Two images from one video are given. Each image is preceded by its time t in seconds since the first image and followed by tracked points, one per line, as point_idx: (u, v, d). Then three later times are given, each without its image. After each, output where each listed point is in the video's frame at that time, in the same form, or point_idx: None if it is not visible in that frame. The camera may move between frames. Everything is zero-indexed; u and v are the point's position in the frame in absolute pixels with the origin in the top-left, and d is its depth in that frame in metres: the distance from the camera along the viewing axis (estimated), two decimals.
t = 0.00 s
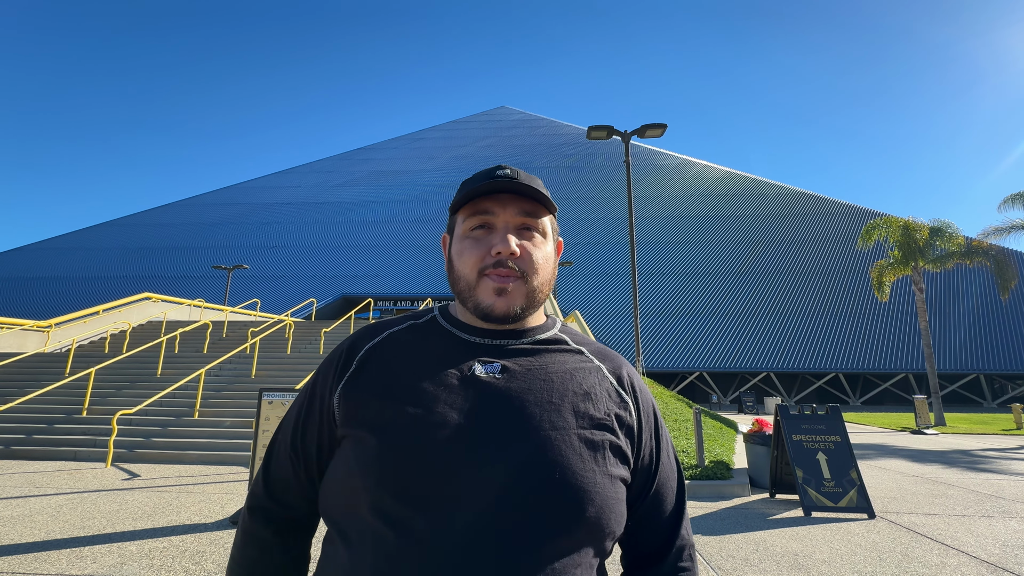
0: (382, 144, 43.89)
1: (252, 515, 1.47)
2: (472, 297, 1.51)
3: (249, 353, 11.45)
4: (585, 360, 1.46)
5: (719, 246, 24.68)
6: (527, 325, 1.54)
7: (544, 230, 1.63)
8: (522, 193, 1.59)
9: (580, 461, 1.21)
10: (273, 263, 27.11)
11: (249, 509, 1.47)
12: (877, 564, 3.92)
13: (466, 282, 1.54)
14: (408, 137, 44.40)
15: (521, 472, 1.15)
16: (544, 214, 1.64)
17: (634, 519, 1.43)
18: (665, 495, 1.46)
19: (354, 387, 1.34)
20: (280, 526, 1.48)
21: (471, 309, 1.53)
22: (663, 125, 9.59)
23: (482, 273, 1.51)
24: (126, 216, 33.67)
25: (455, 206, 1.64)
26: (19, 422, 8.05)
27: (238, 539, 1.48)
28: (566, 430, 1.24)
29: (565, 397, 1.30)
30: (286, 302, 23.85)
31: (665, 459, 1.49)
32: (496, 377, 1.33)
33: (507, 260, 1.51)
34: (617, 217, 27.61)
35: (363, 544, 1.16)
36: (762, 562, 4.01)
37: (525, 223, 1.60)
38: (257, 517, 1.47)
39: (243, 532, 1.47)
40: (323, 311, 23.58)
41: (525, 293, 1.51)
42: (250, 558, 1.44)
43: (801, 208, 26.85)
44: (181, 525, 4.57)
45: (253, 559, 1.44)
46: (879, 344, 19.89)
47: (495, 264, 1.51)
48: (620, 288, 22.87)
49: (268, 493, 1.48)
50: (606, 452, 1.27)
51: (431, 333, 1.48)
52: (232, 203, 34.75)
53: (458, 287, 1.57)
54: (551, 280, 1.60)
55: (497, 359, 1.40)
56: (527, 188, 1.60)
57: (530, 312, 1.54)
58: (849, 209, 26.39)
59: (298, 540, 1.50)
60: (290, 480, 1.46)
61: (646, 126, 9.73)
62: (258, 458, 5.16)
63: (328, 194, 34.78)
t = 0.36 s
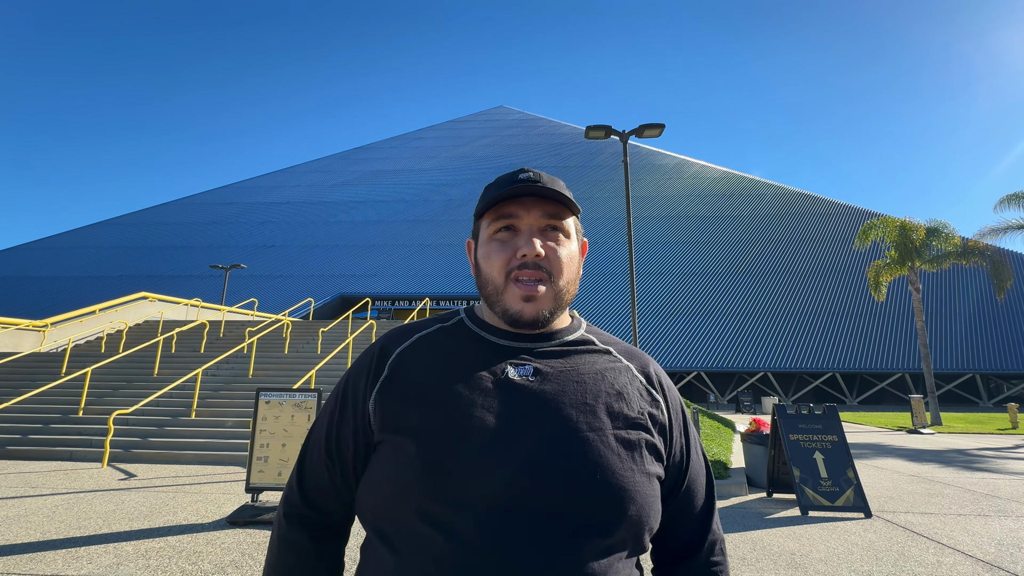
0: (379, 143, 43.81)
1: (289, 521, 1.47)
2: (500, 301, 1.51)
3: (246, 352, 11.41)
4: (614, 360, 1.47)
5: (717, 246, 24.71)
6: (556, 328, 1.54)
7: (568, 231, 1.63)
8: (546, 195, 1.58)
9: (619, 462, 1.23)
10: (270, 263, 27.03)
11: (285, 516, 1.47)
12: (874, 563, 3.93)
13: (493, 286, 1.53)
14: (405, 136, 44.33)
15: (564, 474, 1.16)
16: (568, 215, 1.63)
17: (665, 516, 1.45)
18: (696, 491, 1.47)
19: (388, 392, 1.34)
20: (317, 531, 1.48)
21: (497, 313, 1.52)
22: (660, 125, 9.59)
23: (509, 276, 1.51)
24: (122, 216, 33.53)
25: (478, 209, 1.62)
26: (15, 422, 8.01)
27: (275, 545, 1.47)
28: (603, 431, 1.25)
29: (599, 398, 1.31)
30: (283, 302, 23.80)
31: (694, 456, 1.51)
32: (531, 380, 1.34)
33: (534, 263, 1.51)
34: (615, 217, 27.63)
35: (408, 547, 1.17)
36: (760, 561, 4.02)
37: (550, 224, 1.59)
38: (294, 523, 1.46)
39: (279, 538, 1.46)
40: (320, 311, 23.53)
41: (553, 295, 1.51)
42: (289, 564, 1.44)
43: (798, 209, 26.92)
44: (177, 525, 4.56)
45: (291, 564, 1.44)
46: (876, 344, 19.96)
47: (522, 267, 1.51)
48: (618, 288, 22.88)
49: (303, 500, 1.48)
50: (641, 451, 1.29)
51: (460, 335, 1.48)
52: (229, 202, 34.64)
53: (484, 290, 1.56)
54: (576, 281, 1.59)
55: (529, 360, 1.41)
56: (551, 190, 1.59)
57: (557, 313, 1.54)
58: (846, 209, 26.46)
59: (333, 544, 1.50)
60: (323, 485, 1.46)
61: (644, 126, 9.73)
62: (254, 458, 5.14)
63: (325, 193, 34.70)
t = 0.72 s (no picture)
0: (377, 142, 43.73)
1: (307, 519, 1.47)
2: (518, 302, 1.50)
3: (244, 352, 11.38)
4: (625, 363, 1.47)
5: (715, 246, 24.77)
6: (570, 331, 1.54)
7: (583, 235, 1.63)
8: (564, 201, 1.59)
9: (634, 461, 1.23)
10: (268, 262, 26.95)
11: (303, 513, 1.47)
12: (871, 562, 3.95)
13: (511, 287, 1.52)
14: (403, 136, 44.28)
15: (581, 473, 1.17)
16: (583, 222, 1.65)
17: (674, 516, 1.45)
18: (704, 492, 1.48)
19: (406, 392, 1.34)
20: (334, 528, 1.48)
21: (514, 314, 1.52)
22: (658, 125, 9.60)
23: (528, 278, 1.51)
24: (118, 215, 33.38)
25: (496, 213, 1.62)
26: (11, 422, 7.96)
27: (291, 543, 1.47)
28: (619, 431, 1.26)
29: (613, 399, 1.31)
30: (280, 302, 23.72)
31: (702, 458, 1.51)
32: (546, 381, 1.34)
33: (553, 266, 1.52)
34: (613, 217, 27.66)
35: (426, 543, 1.18)
36: (757, 561, 4.03)
37: (567, 229, 1.60)
38: (311, 520, 1.46)
39: (297, 536, 1.46)
40: (318, 310, 23.48)
41: (570, 297, 1.51)
42: (305, 562, 1.44)
43: (796, 209, 26.97)
44: (174, 525, 4.54)
45: (307, 562, 1.44)
46: (873, 344, 20.04)
47: (542, 270, 1.51)
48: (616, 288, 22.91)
49: (321, 498, 1.48)
50: (654, 451, 1.29)
51: (476, 337, 1.47)
52: (226, 201, 34.51)
53: (501, 292, 1.55)
54: (592, 283, 1.59)
55: (544, 362, 1.41)
56: (569, 197, 1.60)
57: (573, 315, 1.54)
58: (843, 209, 26.54)
59: (348, 543, 1.50)
60: (341, 484, 1.45)
61: (643, 126, 9.74)
62: (251, 458, 5.12)
63: (322, 192, 34.61)
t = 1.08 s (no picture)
0: (376, 142, 43.67)
1: (309, 516, 1.46)
2: (520, 300, 1.50)
3: (242, 352, 11.37)
4: (624, 363, 1.47)
5: (713, 246, 24.79)
6: (570, 332, 1.53)
7: (583, 236, 1.64)
8: (566, 201, 1.60)
9: (632, 460, 1.23)
10: (266, 262, 26.91)
11: (305, 510, 1.46)
12: (869, 561, 3.96)
13: (514, 286, 1.52)
14: (403, 135, 44.24)
15: (579, 473, 1.16)
16: (583, 223, 1.66)
17: (669, 516, 1.45)
18: (699, 493, 1.47)
19: (408, 390, 1.34)
20: (335, 525, 1.48)
21: (516, 313, 1.51)
22: (658, 125, 9.60)
23: (531, 278, 1.50)
24: (117, 215, 33.32)
25: (498, 212, 1.62)
26: (9, 422, 7.94)
27: (293, 540, 1.47)
28: (617, 431, 1.25)
29: (612, 399, 1.31)
30: (279, 301, 23.69)
31: (698, 459, 1.51)
32: (546, 381, 1.34)
33: (556, 264, 1.52)
34: (612, 217, 27.67)
35: (425, 542, 1.18)
36: (756, 560, 4.03)
37: (568, 229, 1.60)
38: (313, 517, 1.46)
39: (298, 533, 1.46)
40: (317, 310, 23.46)
41: (572, 296, 1.51)
42: (306, 558, 1.44)
43: (795, 209, 27.00)
44: (171, 525, 4.53)
45: (309, 559, 1.44)
46: (871, 344, 20.07)
47: (545, 268, 1.51)
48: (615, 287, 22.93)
49: (323, 495, 1.48)
50: (652, 450, 1.29)
51: (477, 338, 1.47)
52: (224, 201, 34.44)
53: (503, 291, 1.55)
54: (594, 282, 1.59)
55: (544, 363, 1.41)
56: (571, 199, 1.61)
57: (574, 315, 1.54)
58: (842, 209, 26.57)
59: (349, 540, 1.50)
60: (343, 482, 1.45)
61: (642, 126, 9.74)
62: (249, 458, 5.11)
63: (321, 192, 34.56)
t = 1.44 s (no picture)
0: (375, 142, 43.66)
1: (301, 508, 1.46)
2: (503, 299, 1.51)
3: (241, 352, 11.36)
4: (610, 363, 1.47)
5: (713, 246, 24.81)
6: (557, 331, 1.53)
7: (565, 235, 1.64)
8: (544, 201, 1.62)
9: (611, 458, 1.23)
10: (265, 262, 26.89)
11: (298, 503, 1.46)
12: (867, 562, 3.95)
13: (496, 286, 1.53)
14: (402, 135, 44.24)
15: (559, 469, 1.16)
16: (564, 221, 1.66)
17: (658, 515, 1.44)
18: (688, 492, 1.47)
19: (395, 387, 1.35)
20: (327, 518, 1.48)
21: (501, 313, 1.52)
22: (657, 125, 9.60)
23: (512, 276, 1.52)
24: (116, 215, 33.29)
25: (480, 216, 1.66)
26: (7, 422, 7.93)
27: (285, 532, 1.47)
28: (597, 429, 1.25)
29: (594, 397, 1.31)
30: (278, 301, 23.68)
31: (687, 458, 1.50)
32: (529, 379, 1.33)
33: (535, 261, 1.52)
34: (612, 217, 27.68)
35: (408, 536, 1.18)
36: (754, 560, 4.03)
37: (548, 228, 1.61)
38: (305, 509, 1.46)
39: (290, 525, 1.46)
40: (316, 310, 23.45)
41: (554, 292, 1.51)
42: (298, 549, 1.44)
43: (794, 209, 27.02)
44: (170, 525, 4.52)
45: (300, 552, 1.44)
46: (870, 344, 20.07)
47: (525, 266, 1.52)
48: (614, 288, 22.94)
49: (316, 490, 1.48)
50: (633, 448, 1.29)
51: (465, 337, 1.47)
52: (223, 201, 34.42)
53: (487, 292, 1.57)
54: (577, 280, 1.59)
55: (530, 361, 1.40)
56: (549, 199, 1.63)
57: (559, 312, 1.54)
58: (841, 209, 26.59)
59: (342, 534, 1.50)
60: (335, 475, 1.45)
61: (641, 126, 9.74)
62: (248, 458, 5.11)
63: (321, 192, 34.55)
